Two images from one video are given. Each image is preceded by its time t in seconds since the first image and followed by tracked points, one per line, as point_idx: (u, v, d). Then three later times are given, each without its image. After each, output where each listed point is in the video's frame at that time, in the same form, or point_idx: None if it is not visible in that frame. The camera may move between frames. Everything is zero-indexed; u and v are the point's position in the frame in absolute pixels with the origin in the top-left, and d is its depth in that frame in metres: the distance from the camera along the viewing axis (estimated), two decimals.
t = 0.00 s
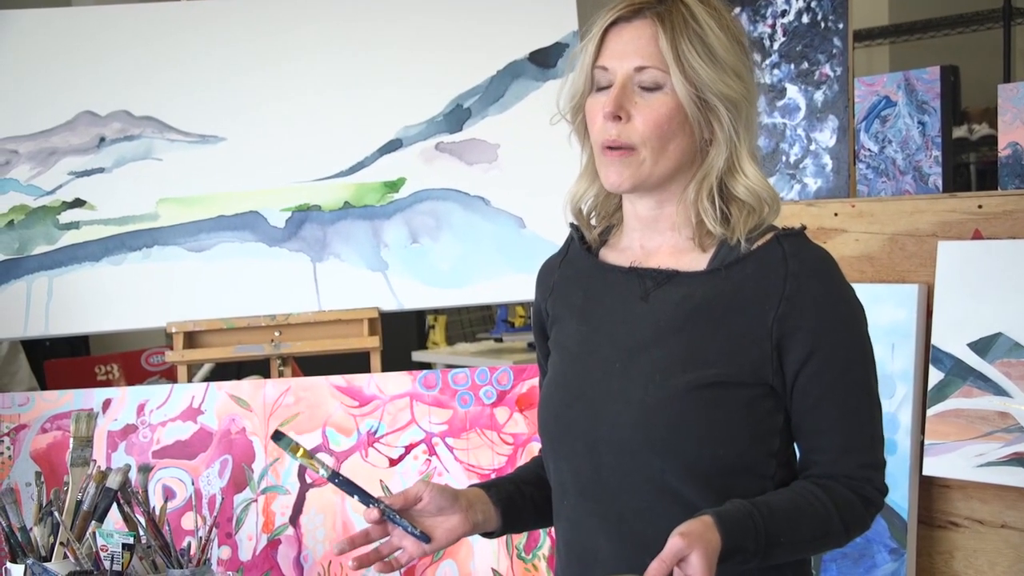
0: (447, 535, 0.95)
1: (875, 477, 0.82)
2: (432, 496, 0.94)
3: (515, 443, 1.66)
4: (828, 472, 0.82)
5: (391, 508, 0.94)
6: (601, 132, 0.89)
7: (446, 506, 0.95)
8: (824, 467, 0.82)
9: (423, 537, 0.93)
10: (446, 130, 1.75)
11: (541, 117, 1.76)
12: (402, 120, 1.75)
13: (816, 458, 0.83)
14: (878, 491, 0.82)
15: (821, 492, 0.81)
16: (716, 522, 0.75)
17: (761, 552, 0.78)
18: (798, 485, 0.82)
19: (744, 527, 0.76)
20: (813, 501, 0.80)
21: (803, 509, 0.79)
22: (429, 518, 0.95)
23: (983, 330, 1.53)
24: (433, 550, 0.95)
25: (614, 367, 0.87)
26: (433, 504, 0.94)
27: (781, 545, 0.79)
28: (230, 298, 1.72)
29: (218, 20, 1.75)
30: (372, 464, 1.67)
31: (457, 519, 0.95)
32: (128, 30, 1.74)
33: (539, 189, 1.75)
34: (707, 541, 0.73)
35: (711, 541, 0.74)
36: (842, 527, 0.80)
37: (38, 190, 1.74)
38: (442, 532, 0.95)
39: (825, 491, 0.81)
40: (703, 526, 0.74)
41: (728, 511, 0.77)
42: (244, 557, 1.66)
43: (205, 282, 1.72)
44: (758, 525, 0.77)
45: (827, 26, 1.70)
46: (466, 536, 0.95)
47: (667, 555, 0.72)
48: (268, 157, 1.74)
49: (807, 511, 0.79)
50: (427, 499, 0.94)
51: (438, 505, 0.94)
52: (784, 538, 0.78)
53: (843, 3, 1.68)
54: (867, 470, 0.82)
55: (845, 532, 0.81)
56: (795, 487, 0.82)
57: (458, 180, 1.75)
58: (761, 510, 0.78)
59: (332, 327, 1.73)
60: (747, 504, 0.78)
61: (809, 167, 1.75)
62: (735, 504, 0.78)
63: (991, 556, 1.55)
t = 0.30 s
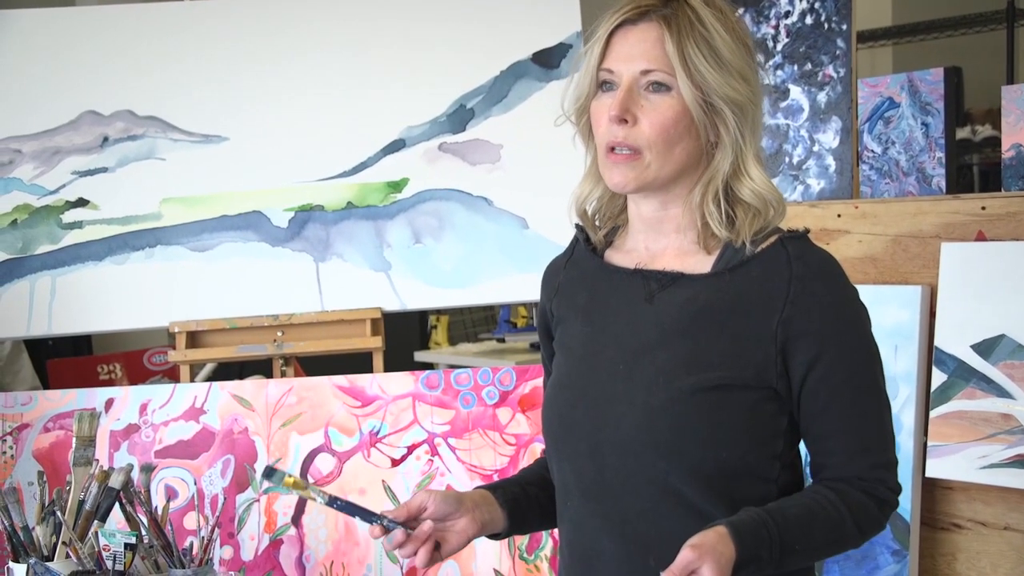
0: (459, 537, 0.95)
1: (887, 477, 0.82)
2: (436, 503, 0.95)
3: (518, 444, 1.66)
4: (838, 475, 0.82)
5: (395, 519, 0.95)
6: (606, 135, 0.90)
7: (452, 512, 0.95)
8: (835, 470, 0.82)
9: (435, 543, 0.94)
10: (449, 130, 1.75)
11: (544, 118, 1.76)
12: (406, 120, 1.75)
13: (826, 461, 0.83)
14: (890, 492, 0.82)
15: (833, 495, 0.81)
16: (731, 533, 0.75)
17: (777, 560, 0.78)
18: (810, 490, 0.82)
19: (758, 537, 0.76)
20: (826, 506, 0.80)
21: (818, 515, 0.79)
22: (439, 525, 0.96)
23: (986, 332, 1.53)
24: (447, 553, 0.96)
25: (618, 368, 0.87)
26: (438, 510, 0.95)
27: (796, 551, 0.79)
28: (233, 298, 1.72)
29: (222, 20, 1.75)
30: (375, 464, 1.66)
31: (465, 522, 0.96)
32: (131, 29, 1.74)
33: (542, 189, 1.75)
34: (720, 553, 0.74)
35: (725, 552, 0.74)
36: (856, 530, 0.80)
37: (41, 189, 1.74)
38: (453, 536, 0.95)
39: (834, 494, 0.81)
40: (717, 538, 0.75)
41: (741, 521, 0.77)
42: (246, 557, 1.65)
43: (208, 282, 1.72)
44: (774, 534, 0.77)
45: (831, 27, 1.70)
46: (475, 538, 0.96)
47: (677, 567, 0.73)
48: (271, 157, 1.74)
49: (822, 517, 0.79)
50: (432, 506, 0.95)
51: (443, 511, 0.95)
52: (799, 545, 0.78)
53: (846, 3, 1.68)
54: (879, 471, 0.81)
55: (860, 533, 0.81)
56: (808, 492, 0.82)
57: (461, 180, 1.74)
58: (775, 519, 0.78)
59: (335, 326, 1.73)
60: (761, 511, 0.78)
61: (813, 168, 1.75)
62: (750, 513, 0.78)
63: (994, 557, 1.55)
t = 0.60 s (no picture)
0: (463, 539, 0.95)
1: (887, 478, 0.82)
2: (438, 503, 0.96)
3: (519, 444, 1.66)
4: (839, 476, 0.82)
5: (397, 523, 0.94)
6: (606, 130, 0.89)
7: (455, 513, 0.96)
8: (835, 471, 0.82)
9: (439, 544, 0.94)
10: (450, 130, 1.75)
11: (545, 118, 1.76)
12: (407, 120, 1.75)
13: (828, 462, 0.83)
14: (891, 493, 0.82)
15: (832, 496, 0.81)
16: (729, 533, 0.75)
17: (775, 560, 0.78)
18: (810, 491, 0.82)
19: (756, 537, 0.76)
20: (826, 507, 0.80)
21: (817, 516, 0.79)
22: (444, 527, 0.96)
23: (987, 332, 1.53)
24: (452, 555, 0.96)
25: (621, 369, 0.87)
26: (439, 511, 0.96)
27: (795, 552, 0.79)
28: (234, 299, 1.72)
29: (222, 21, 1.75)
30: (376, 464, 1.66)
31: (468, 523, 0.96)
32: (132, 30, 1.74)
33: (543, 190, 1.75)
34: (717, 554, 0.74)
35: (722, 553, 0.74)
36: (855, 531, 0.80)
37: (42, 190, 1.74)
38: (458, 537, 0.95)
39: (836, 496, 0.81)
40: (715, 538, 0.75)
41: (740, 522, 0.77)
42: (247, 558, 1.65)
43: (209, 282, 1.72)
44: (772, 534, 0.77)
45: (832, 27, 1.70)
46: (479, 540, 0.96)
47: (674, 565, 0.73)
48: (272, 157, 1.74)
49: (821, 518, 0.79)
50: (433, 507, 0.96)
51: (445, 511, 0.95)
52: (798, 546, 0.78)
53: (847, 4, 1.68)
54: (878, 473, 0.81)
55: (858, 535, 0.81)
56: (807, 492, 0.82)
57: (462, 180, 1.74)
58: (774, 520, 0.78)
59: (336, 327, 1.72)
60: (759, 513, 0.78)
61: (814, 169, 1.76)
62: (749, 514, 0.78)
63: (995, 558, 1.55)
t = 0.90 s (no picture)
0: (463, 538, 0.95)
1: (886, 474, 0.82)
2: (439, 501, 0.95)
3: (516, 445, 1.66)
4: (838, 472, 0.82)
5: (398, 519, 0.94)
6: (600, 130, 0.90)
7: (456, 512, 0.95)
8: (835, 467, 0.82)
9: (439, 541, 0.94)
10: (447, 131, 1.75)
11: (542, 118, 1.76)
12: (404, 120, 1.75)
13: (828, 457, 0.83)
14: (890, 489, 0.82)
15: (830, 492, 0.81)
16: (723, 532, 0.75)
17: (771, 558, 0.78)
18: (808, 487, 0.82)
19: (751, 535, 0.76)
20: (823, 503, 0.80)
21: (813, 513, 0.79)
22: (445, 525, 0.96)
23: (984, 332, 1.53)
24: (453, 555, 0.95)
25: (619, 367, 0.87)
26: (441, 509, 0.95)
27: (791, 549, 0.79)
28: (231, 299, 1.72)
29: (219, 21, 1.75)
30: (373, 465, 1.66)
31: (469, 522, 0.95)
32: (129, 30, 1.74)
33: (541, 190, 1.75)
34: (710, 552, 0.74)
35: (716, 552, 0.74)
36: (853, 528, 0.80)
37: (39, 190, 1.74)
38: (458, 536, 0.95)
39: (834, 492, 0.81)
40: (707, 537, 0.75)
41: (735, 519, 0.77)
42: (245, 558, 1.65)
43: (206, 283, 1.72)
44: (767, 532, 0.77)
45: (829, 27, 1.70)
46: (480, 540, 0.96)
47: (667, 564, 0.73)
48: (269, 158, 1.74)
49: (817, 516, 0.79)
50: (435, 504, 0.95)
51: (447, 509, 0.95)
52: (794, 543, 0.78)
53: (844, 4, 1.68)
54: (877, 468, 0.81)
55: (858, 531, 0.81)
56: (805, 489, 0.82)
57: (460, 181, 1.74)
58: (770, 518, 0.78)
59: (333, 328, 1.72)
60: (755, 510, 0.78)
61: (811, 169, 1.76)
62: (744, 511, 0.78)
63: (992, 558, 1.55)
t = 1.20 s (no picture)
0: (465, 542, 0.95)
1: (882, 471, 0.82)
2: (440, 506, 0.95)
3: (513, 444, 1.66)
4: (833, 470, 0.82)
5: (399, 525, 0.94)
6: (593, 129, 0.90)
7: (456, 516, 0.95)
8: (830, 465, 0.82)
9: (440, 545, 0.94)
10: (444, 130, 1.75)
11: (538, 117, 1.76)
12: (400, 120, 1.75)
13: (823, 456, 0.83)
14: (885, 486, 0.82)
15: (826, 491, 0.80)
16: (719, 532, 0.75)
17: (768, 557, 0.77)
18: (803, 486, 0.82)
19: (748, 535, 0.76)
20: (818, 501, 0.80)
21: (809, 512, 0.79)
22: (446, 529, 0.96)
23: (980, 330, 1.53)
24: (453, 559, 0.95)
25: (615, 369, 0.87)
26: (442, 514, 0.95)
27: (787, 548, 0.78)
28: (227, 299, 1.71)
29: (215, 21, 1.75)
30: (369, 465, 1.66)
31: (470, 527, 0.95)
32: (125, 30, 1.74)
33: (537, 189, 1.74)
34: (706, 552, 0.74)
35: (713, 552, 0.74)
36: (850, 526, 0.80)
37: (34, 190, 1.74)
38: (459, 540, 0.95)
39: (831, 490, 0.81)
40: (704, 537, 0.75)
41: (731, 519, 0.77)
42: (241, 558, 1.65)
43: (202, 282, 1.72)
44: (763, 531, 0.77)
45: (825, 26, 1.70)
46: (479, 543, 0.96)
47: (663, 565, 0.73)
48: (265, 158, 1.74)
49: (812, 514, 0.79)
50: (435, 509, 0.95)
51: (447, 514, 0.95)
52: (790, 542, 0.78)
53: (840, 3, 1.68)
54: (873, 465, 0.81)
55: (853, 529, 0.81)
56: (800, 488, 0.82)
57: (456, 181, 1.74)
58: (766, 517, 0.78)
59: (329, 327, 1.72)
60: (751, 510, 0.78)
61: (807, 168, 1.76)
62: (741, 511, 0.78)
63: (989, 556, 1.55)
